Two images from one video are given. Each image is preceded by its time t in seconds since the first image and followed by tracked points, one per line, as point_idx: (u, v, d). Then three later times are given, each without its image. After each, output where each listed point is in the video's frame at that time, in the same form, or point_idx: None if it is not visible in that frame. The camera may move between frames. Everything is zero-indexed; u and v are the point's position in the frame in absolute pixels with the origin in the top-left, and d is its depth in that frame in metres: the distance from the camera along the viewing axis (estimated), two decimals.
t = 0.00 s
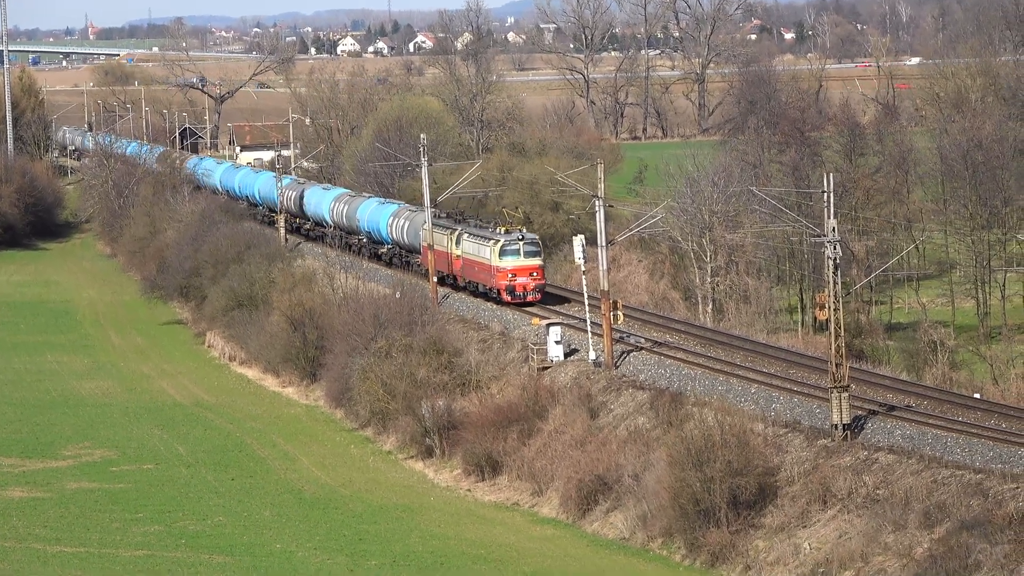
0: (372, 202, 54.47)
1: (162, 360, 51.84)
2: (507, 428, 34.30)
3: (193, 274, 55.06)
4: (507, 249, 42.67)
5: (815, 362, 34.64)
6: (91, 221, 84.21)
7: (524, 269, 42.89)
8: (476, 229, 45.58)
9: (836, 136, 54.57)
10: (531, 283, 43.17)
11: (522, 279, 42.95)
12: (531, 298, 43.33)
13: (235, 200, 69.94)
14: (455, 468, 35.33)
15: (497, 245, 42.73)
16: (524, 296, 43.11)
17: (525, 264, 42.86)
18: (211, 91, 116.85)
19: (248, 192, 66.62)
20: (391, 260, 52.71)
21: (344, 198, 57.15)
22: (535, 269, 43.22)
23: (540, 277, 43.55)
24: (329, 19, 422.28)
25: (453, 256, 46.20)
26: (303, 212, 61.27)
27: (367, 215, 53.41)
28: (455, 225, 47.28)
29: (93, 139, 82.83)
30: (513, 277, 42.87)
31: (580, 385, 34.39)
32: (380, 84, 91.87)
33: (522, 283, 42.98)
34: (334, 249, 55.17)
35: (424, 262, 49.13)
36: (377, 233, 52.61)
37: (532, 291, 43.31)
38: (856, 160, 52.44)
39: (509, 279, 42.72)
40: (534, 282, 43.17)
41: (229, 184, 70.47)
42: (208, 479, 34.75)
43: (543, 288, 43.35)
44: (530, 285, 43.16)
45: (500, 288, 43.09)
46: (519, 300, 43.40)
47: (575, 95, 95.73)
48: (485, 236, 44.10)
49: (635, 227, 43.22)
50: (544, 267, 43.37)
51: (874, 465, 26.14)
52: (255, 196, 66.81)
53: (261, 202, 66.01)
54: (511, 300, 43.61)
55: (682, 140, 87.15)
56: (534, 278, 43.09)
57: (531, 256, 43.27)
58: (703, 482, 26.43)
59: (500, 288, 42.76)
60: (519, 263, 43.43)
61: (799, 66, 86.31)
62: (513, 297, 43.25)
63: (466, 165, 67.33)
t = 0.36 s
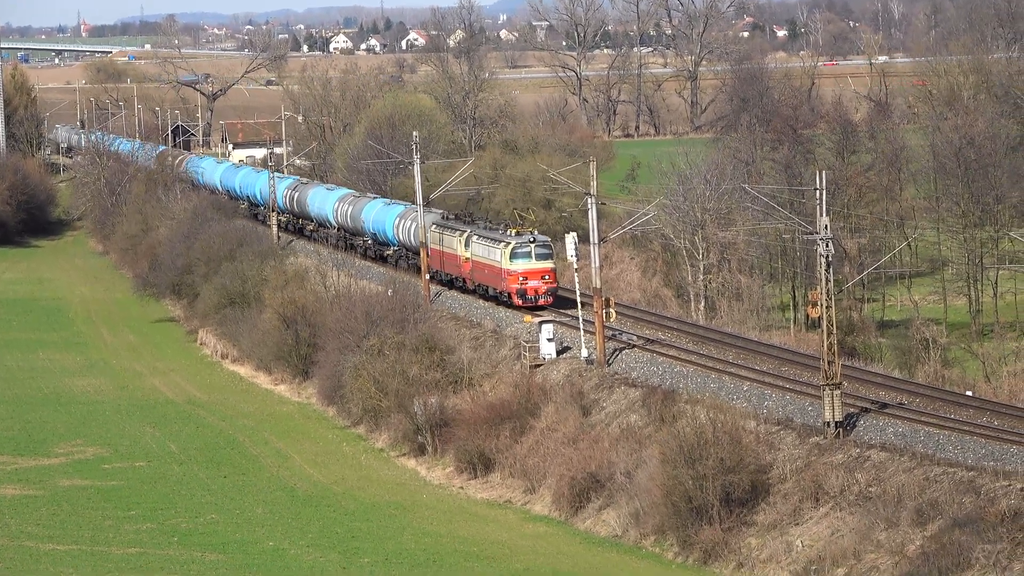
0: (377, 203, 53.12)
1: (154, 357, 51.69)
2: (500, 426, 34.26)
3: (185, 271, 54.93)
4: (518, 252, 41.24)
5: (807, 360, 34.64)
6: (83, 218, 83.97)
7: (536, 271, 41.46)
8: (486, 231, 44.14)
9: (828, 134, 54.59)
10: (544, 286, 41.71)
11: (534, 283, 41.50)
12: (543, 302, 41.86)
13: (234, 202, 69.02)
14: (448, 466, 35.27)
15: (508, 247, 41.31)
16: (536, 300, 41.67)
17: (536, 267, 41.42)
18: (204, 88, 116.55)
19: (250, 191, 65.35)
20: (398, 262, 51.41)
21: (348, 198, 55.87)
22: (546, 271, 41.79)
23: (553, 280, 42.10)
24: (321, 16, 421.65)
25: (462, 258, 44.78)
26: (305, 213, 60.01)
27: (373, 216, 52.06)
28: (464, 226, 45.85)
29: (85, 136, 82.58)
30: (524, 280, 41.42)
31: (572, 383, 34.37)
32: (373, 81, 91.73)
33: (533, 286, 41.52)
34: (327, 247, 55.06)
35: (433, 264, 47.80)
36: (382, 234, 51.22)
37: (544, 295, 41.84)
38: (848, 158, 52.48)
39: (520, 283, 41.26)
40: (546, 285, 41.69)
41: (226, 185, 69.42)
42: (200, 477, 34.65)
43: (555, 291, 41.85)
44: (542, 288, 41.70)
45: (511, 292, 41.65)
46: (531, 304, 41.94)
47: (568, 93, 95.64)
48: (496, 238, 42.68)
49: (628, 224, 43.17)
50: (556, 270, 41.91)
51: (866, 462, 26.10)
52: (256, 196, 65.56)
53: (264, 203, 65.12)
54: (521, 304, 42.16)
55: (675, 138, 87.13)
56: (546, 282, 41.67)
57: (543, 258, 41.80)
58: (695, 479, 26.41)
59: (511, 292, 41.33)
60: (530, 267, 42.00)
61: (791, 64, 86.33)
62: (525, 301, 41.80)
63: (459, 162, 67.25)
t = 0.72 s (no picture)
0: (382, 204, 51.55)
1: (145, 355, 51.51)
2: (490, 424, 34.19)
3: (177, 269, 54.77)
4: (528, 255, 40.11)
5: (798, 358, 34.62)
6: (74, 216, 83.71)
7: (546, 276, 40.29)
8: (495, 234, 42.96)
9: (819, 132, 54.62)
10: (554, 291, 40.52)
11: (544, 287, 40.33)
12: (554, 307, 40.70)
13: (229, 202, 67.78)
14: (439, 464, 35.18)
15: (517, 250, 40.15)
16: (547, 305, 40.50)
17: (547, 271, 40.25)
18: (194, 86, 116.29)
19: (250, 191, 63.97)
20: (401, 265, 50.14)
21: (351, 199, 54.42)
22: (558, 275, 40.67)
23: (564, 285, 40.97)
24: (312, 14, 421.04)
25: (470, 262, 43.57)
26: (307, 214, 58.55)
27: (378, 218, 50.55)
28: (471, 229, 44.65)
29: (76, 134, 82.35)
30: (535, 284, 40.29)
31: (563, 380, 34.32)
32: (364, 79, 91.57)
33: (544, 290, 40.36)
34: (318, 245, 54.92)
35: (440, 268, 46.60)
36: (386, 237, 49.75)
37: (554, 300, 40.67)
38: (839, 156, 52.53)
39: (530, 287, 40.11)
40: (557, 290, 40.50)
41: (221, 185, 68.08)
42: (191, 475, 34.54)
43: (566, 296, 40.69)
44: (553, 293, 40.52)
45: (521, 296, 40.47)
46: (541, 309, 40.76)
47: (558, 91, 95.54)
48: (505, 242, 41.52)
49: (619, 222, 43.13)
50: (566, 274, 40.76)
51: (857, 461, 26.01)
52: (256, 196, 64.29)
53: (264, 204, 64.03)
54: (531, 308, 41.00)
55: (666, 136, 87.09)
56: (557, 286, 40.53)
57: (554, 262, 40.68)
58: (686, 477, 26.41)
59: (521, 296, 40.17)
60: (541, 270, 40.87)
61: (782, 63, 86.35)
62: (535, 305, 40.64)
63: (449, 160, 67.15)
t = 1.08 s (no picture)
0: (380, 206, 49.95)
1: (131, 353, 51.24)
2: (476, 422, 34.06)
3: (162, 268, 54.48)
4: (535, 259, 39.09)
5: (783, 357, 34.58)
6: (60, 215, 83.29)
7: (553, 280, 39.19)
8: (499, 237, 41.84)
9: (805, 131, 54.64)
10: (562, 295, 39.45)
11: (552, 292, 39.23)
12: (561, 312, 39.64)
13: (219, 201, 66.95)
14: (424, 463, 35.03)
15: (524, 254, 39.07)
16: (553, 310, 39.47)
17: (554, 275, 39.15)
18: (181, 84, 115.79)
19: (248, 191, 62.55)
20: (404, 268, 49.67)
21: (349, 200, 52.94)
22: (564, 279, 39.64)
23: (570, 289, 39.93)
24: (298, 12, 419.99)
25: (474, 266, 42.42)
26: (304, 216, 56.84)
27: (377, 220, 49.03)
28: (474, 232, 43.50)
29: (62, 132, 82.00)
30: (541, 289, 39.25)
31: (548, 379, 34.18)
32: (350, 77, 91.28)
33: (551, 295, 39.32)
34: (304, 244, 54.71)
35: (441, 271, 45.49)
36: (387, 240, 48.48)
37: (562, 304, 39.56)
38: (825, 155, 52.54)
39: (537, 292, 39.07)
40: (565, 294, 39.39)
41: (216, 185, 66.64)
42: (176, 473, 34.33)
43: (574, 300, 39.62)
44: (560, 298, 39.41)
45: (527, 301, 39.43)
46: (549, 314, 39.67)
47: (544, 90, 95.41)
48: (511, 246, 40.43)
49: (604, 220, 43.04)
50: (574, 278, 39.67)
51: (842, 460, 25.89)
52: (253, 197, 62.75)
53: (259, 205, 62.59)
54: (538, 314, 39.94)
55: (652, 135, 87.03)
56: (564, 290, 39.48)
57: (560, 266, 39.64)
58: (671, 476, 26.32)
59: (528, 301, 39.12)
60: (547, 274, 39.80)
61: (768, 61, 86.34)
62: (542, 310, 39.56)
63: (435, 159, 66.97)
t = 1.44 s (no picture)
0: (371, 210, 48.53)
1: (107, 351, 50.81)
2: (453, 421, 33.89)
3: (139, 265, 54.04)
4: (534, 262, 37.31)
5: (761, 355, 34.56)
6: (37, 212, 82.64)
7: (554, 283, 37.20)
8: (497, 239, 40.15)
9: (782, 129, 54.71)
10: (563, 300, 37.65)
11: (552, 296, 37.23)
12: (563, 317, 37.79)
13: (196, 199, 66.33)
14: (401, 461, 34.84)
15: (523, 256, 37.26)
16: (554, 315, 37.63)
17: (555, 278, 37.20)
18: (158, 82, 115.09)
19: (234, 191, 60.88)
20: (395, 271, 48.51)
21: (340, 201, 51.35)
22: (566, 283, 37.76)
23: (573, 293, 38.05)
24: (275, 9, 418.35)
25: (471, 269, 40.77)
26: (293, 217, 55.24)
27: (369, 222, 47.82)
28: (471, 234, 41.81)
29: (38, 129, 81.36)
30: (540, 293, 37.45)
31: (525, 377, 34.08)
32: (327, 75, 90.89)
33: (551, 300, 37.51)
34: (281, 241, 54.42)
35: (439, 275, 43.76)
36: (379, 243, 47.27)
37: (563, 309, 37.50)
38: (803, 153, 52.64)
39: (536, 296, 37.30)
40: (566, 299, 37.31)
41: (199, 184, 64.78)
42: (153, 471, 34.01)
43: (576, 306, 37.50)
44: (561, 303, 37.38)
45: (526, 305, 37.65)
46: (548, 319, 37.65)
47: (522, 88, 95.26)
48: (509, 248, 38.80)
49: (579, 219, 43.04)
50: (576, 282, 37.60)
51: (819, 458, 25.79)
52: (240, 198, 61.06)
53: (246, 205, 60.82)
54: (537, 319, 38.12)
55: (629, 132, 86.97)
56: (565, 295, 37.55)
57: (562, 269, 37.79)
58: (649, 474, 26.23)
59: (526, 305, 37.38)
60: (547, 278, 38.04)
61: (745, 60, 86.43)
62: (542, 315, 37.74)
63: (412, 156, 66.74)
